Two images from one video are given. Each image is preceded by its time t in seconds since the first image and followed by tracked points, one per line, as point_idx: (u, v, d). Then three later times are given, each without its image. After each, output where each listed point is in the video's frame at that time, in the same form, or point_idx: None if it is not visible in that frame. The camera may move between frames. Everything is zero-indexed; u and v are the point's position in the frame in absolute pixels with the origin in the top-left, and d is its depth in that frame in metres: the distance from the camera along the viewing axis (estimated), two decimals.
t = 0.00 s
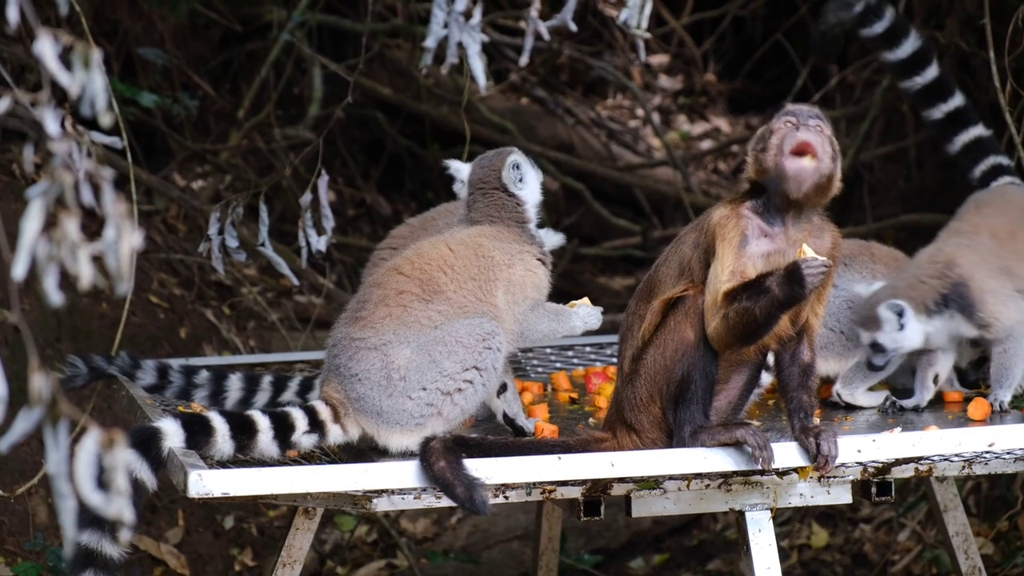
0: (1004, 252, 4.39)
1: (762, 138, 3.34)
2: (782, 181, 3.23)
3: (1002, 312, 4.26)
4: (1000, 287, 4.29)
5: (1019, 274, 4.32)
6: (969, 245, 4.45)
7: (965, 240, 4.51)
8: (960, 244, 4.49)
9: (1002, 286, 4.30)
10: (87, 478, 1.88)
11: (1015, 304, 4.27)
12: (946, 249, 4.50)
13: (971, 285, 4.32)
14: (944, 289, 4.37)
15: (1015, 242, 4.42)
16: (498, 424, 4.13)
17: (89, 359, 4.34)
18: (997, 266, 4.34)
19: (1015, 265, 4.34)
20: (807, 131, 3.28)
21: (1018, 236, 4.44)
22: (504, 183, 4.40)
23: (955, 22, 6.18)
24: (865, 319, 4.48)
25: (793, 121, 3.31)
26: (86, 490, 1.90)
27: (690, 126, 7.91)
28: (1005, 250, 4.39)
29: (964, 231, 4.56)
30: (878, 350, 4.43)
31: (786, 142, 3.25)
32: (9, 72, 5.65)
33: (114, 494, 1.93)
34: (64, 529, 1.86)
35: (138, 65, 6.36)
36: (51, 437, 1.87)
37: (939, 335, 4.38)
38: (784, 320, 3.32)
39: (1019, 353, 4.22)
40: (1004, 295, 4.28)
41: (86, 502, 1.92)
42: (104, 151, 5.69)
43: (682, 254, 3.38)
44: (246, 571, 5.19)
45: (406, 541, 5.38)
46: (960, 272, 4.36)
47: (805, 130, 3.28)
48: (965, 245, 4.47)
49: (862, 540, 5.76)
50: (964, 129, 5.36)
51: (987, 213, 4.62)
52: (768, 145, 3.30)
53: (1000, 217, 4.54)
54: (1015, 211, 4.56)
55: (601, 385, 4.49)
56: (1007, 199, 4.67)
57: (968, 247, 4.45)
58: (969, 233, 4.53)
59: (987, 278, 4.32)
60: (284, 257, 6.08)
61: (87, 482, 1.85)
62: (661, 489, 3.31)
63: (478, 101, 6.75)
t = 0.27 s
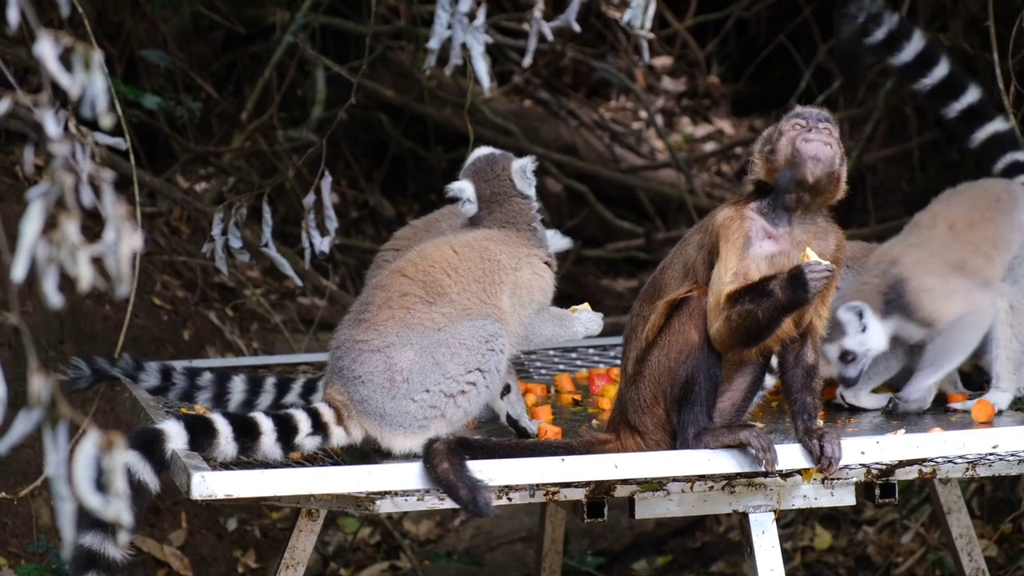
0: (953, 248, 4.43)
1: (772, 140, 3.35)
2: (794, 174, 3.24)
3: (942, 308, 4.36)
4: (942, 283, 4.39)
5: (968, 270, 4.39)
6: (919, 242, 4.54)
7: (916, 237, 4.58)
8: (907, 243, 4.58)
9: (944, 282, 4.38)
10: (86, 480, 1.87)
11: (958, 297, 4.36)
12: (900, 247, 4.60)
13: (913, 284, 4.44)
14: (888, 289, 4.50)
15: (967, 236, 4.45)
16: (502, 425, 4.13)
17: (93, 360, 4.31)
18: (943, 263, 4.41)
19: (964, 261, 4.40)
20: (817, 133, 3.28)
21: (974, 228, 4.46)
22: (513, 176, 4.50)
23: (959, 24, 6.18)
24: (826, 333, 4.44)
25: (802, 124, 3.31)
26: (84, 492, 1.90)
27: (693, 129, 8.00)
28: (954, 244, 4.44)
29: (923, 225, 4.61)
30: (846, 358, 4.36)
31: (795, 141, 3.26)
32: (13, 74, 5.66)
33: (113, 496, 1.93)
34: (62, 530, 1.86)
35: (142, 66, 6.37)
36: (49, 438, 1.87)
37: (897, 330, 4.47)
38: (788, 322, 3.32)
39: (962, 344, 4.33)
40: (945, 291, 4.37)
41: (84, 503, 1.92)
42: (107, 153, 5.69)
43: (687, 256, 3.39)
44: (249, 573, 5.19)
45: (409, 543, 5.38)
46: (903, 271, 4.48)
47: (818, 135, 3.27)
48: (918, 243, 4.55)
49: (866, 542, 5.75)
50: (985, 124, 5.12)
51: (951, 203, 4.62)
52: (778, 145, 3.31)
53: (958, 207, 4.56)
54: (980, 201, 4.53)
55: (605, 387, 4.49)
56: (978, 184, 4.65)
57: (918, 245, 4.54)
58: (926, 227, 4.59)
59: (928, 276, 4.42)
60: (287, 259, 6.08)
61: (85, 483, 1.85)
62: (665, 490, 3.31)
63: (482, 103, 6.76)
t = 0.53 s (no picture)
0: (934, 279, 4.33)
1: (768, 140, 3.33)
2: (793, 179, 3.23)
3: (923, 342, 4.26)
4: (922, 317, 4.28)
5: (951, 301, 4.30)
6: (898, 272, 4.40)
7: (894, 264, 4.45)
8: (885, 271, 4.44)
9: (924, 316, 4.28)
10: (87, 478, 1.88)
11: (941, 329, 4.26)
12: (877, 276, 4.45)
13: (891, 319, 4.32)
14: (867, 322, 4.39)
15: (949, 264, 4.34)
16: (506, 425, 4.13)
17: (96, 361, 4.32)
18: (924, 297, 4.31)
19: (946, 292, 4.30)
20: (809, 131, 3.24)
21: (956, 256, 4.34)
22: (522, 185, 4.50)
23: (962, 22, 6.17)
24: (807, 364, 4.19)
25: (795, 122, 3.28)
26: (86, 490, 1.90)
27: (696, 128, 7.87)
28: (936, 275, 4.33)
29: (904, 251, 4.47)
30: (829, 385, 4.09)
31: (793, 145, 3.22)
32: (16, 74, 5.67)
33: (115, 495, 1.93)
34: (64, 529, 1.86)
35: (145, 67, 6.37)
36: (51, 437, 1.88)
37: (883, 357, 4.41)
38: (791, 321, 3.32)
39: (948, 373, 4.20)
40: (926, 324, 4.27)
41: (86, 502, 1.92)
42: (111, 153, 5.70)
43: (691, 256, 3.39)
44: (253, 573, 5.18)
45: (413, 543, 5.38)
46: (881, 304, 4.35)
47: (806, 130, 3.24)
48: (897, 271, 4.42)
49: (870, 541, 5.75)
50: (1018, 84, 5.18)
51: (934, 225, 4.49)
52: (774, 147, 3.29)
53: (940, 232, 4.43)
54: (963, 223, 4.40)
55: (609, 387, 4.48)
56: (961, 200, 4.50)
57: (897, 275, 4.40)
58: (907, 254, 4.45)
59: (907, 310, 4.31)
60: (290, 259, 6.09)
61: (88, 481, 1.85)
62: (668, 490, 3.31)
63: (485, 103, 6.76)
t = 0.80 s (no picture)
0: (931, 285, 4.29)
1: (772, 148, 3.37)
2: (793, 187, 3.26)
3: (923, 344, 4.22)
4: (920, 321, 4.24)
5: (948, 306, 4.26)
6: (895, 277, 4.34)
7: (891, 270, 4.40)
8: (883, 275, 4.38)
9: (922, 319, 4.24)
10: (92, 479, 1.87)
11: (939, 332, 4.23)
12: (873, 280, 4.39)
13: (889, 323, 4.26)
14: (863, 327, 4.31)
15: (946, 270, 4.31)
16: (507, 425, 4.13)
17: (98, 361, 4.32)
18: (922, 301, 4.26)
19: (944, 298, 4.26)
20: (812, 141, 3.28)
21: (954, 262, 4.31)
22: (502, 191, 4.44)
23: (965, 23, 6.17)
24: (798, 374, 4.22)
25: (801, 137, 3.30)
26: (92, 490, 1.90)
27: (699, 127, 7.93)
28: (933, 280, 4.30)
29: (901, 256, 4.42)
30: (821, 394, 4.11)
31: (795, 157, 3.25)
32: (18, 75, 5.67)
33: (121, 494, 1.92)
34: (70, 529, 1.85)
35: (147, 67, 6.37)
36: (58, 436, 1.87)
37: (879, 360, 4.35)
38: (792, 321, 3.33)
39: (948, 372, 4.18)
40: (924, 327, 4.23)
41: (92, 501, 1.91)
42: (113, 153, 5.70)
43: (692, 256, 3.38)
44: (255, 574, 5.18)
45: (415, 543, 5.38)
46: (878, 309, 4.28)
47: (806, 141, 3.29)
48: (894, 276, 4.36)
49: (872, 542, 5.75)
50: None
51: (930, 229, 4.45)
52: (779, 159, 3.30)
53: (937, 238, 4.39)
54: (961, 228, 4.36)
55: (611, 387, 4.48)
56: (958, 204, 4.47)
57: (893, 280, 4.35)
58: (904, 259, 4.40)
59: (904, 314, 4.26)
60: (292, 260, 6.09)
61: (93, 482, 1.85)
62: (670, 490, 3.31)
63: (487, 104, 6.76)
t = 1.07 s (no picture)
0: (923, 283, 4.31)
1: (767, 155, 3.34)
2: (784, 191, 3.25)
3: (914, 340, 4.24)
4: (912, 318, 4.26)
5: (940, 303, 4.27)
6: (886, 277, 4.38)
7: (885, 270, 4.43)
8: (876, 276, 4.41)
9: (913, 316, 4.26)
10: (94, 479, 1.88)
11: (932, 329, 4.24)
12: (866, 281, 4.43)
13: (878, 322, 4.29)
14: (854, 328, 4.34)
15: (939, 269, 4.32)
16: (508, 425, 4.13)
17: (100, 361, 4.32)
18: (913, 300, 4.28)
19: (936, 295, 4.28)
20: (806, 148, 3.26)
21: (945, 260, 4.33)
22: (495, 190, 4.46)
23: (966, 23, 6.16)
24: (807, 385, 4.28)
25: (792, 142, 3.29)
26: (93, 490, 1.90)
27: (700, 129, 7.85)
28: (925, 279, 4.32)
29: (894, 257, 4.45)
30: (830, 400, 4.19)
31: (785, 165, 3.23)
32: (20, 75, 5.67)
33: (123, 494, 1.93)
34: (72, 528, 1.86)
35: (149, 67, 6.37)
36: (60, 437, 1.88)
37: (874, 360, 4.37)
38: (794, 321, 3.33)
39: (944, 367, 4.16)
40: (915, 324, 4.25)
41: (93, 501, 1.92)
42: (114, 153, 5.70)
43: (694, 255, 3.39)
44: (257, 573, 5.18)
45: (416, 542, 5.38)
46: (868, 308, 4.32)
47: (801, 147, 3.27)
48: (887, 276, 4.39)
49: (874, 541, 5.75)
50: None
51: (924, 230, 4.47)
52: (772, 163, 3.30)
53: (929, 238, 4.41)
54: (953, 228, 4.39)
55: (612, 386, 4.48)
56: (951, 204, 4.49)
57: (885, 280, 4.38)
58: (897, 260, 4.43)
59: (894, 312, 4.28)
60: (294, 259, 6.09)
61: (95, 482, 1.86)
62: (672, 489, 3.31)
63: (488, 103, 6.76)
